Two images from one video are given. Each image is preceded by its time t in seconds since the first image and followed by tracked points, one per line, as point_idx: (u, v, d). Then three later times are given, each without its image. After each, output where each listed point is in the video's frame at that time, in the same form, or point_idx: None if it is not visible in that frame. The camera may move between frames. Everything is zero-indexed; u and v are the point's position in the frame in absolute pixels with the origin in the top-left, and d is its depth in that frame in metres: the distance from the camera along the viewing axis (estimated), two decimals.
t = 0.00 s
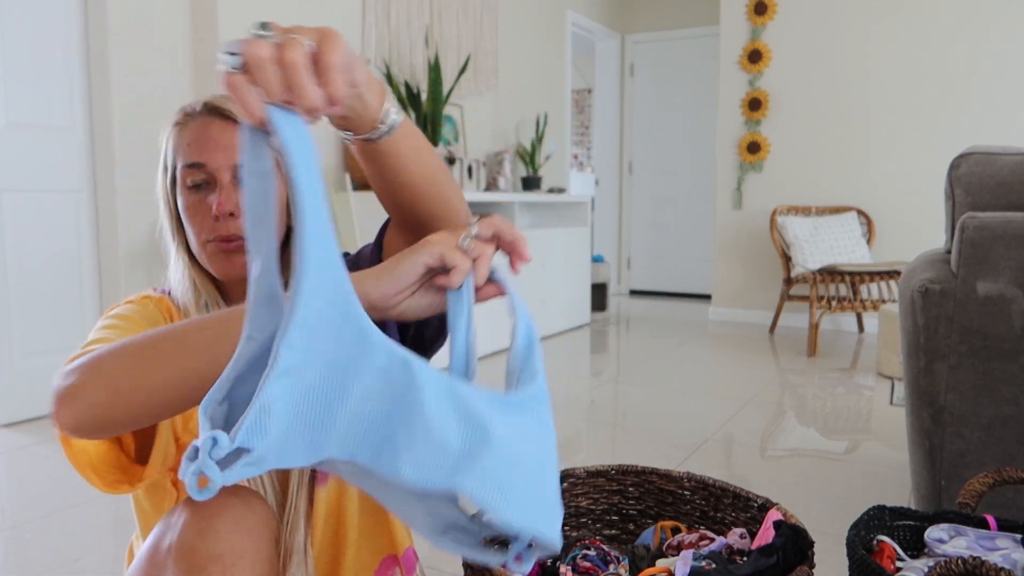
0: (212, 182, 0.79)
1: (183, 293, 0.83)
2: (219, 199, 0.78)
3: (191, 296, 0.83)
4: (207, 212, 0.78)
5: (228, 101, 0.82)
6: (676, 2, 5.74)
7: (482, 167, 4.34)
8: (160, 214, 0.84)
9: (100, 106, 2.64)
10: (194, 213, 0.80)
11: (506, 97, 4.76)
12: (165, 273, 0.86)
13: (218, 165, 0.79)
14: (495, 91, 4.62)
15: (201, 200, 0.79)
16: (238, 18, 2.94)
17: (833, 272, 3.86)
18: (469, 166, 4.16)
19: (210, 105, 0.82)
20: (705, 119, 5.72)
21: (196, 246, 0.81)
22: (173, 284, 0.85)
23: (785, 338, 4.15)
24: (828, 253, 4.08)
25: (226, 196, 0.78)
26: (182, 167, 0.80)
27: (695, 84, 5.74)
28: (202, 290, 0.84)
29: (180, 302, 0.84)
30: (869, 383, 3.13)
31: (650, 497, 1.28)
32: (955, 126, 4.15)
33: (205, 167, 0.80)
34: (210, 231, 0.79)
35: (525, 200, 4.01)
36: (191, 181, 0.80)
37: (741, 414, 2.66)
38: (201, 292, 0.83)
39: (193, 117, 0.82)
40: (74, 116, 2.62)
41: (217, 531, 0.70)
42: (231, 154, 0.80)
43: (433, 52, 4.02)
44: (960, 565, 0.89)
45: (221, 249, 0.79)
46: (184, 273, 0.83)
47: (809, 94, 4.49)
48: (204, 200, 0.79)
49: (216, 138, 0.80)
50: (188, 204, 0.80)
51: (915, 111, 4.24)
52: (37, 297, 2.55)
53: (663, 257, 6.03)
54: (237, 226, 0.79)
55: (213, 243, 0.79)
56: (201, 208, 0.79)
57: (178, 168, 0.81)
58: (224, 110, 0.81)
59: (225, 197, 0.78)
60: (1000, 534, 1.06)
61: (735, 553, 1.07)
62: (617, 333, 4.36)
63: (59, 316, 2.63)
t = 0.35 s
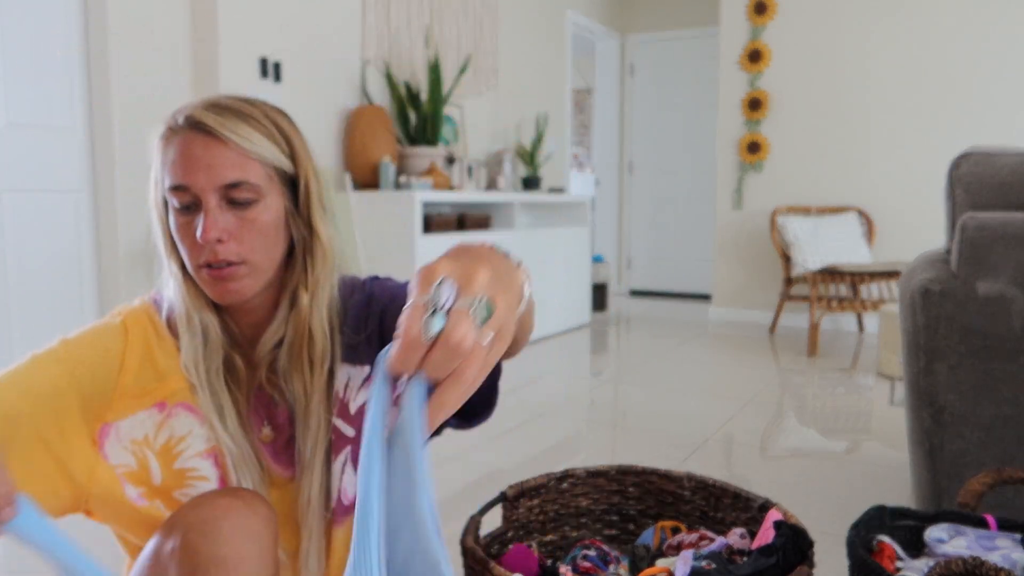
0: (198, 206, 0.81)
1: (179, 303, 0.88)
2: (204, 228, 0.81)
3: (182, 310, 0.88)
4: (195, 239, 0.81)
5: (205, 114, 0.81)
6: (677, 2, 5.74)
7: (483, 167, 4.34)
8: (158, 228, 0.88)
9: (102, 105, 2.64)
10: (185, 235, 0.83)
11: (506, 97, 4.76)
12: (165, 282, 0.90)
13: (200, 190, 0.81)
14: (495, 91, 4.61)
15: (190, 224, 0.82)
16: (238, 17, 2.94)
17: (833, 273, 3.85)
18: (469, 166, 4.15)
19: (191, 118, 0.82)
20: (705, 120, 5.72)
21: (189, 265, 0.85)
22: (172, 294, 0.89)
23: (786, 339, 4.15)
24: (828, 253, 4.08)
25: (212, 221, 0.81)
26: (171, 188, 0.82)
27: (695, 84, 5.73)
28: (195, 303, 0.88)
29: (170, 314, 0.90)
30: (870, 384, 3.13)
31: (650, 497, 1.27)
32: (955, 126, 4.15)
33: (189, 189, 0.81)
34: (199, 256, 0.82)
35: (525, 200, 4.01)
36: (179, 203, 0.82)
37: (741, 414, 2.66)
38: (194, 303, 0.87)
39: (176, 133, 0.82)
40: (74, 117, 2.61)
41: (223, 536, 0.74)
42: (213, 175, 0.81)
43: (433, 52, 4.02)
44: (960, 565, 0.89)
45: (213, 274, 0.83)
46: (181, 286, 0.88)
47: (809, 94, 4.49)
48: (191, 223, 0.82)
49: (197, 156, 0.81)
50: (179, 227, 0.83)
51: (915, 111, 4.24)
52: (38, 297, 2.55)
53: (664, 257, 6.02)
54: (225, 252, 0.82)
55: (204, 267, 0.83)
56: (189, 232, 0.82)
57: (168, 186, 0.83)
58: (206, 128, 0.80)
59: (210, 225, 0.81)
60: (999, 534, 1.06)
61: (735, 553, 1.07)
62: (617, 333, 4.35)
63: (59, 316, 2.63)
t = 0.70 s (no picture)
0: (150, 236, 0.81)
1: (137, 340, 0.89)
2: (155, 262, 0.80)
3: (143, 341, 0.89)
4: (148, 274, 0.81)
5: (148, 139, 0.79)
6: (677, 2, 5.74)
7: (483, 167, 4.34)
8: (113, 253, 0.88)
9: (102, 106, 2.64)
10: (140, 265, 0.82)
11: (507, 97, 4.76)
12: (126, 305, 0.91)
13: (150, 222, 0.80)
14: (495, 91, 4.61)
15: (143, 256, 0.82)
16: (238, 17, 2.94)
17: (833, 273, 3.85)
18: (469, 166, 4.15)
19: (134, 141, 0.80)
20: (705, 120, 5.72)
21: (147, 294, 0.85)
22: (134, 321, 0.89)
23: (786, 339, 4.15)
24: (828, 253, 4.08)
25: (164, 254, 0.80)
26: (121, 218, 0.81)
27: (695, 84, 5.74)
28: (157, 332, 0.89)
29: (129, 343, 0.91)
30: (870, 384, 3.13)
31: (651, 497, 1.27)
32: (955, 126, 4.16)
33: (137, 221, 0.80)
34: (155, 290, 0.82)
35: (525, 200, 4.01)
36: (130, 232, 0.81)
37: (741, 414, 2.66)
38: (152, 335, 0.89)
39: (120, 158, 0.80)
40: (74, 119, 2.62)
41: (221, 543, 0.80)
42: (163, 206, 0.79)
43: (434, 52, 4.02)
44: (960, 565, 0.89)
45: (170, 306, 0.83)
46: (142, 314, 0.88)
47: (809, 94, 4.49)
48: (144, 254, 0.81)
49: (144, 185, 0.79)
50: (134, 258, 0.83)
51: (915, 111, 4.24)
52: (38, 296, 2.55)
53: (664, 257, 6.02)
54: (181, 285, 0.82)
55: (162, 299, 0.83)
56: (143, 265, 0.82)
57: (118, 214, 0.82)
58: (152, 156, 0.79)
59: (161, 258, 0.80)
60: (999, 534, 1.06)
61: (735, 553, 1.06)
62: (617, 334, 4.35)
63: (58, 316, 2.63)
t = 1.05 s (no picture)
0: (148, 260, 0.79)
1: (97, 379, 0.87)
2: (154, 287, 0.79)
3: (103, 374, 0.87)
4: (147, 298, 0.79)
5: (144, 161, 0.78)
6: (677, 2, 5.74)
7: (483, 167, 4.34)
8: (87, 278, 0.86)
9: (101, 106, 2.64)
10: (132, 290, 0.81)
11: (507, 96, 4.76)
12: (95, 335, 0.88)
13: (148, 246, 0.79)
14: (495, 91, 4.61)
15: (139, 279, 0.80)
16: (238, 17, 2.94)
17: (833, 273, 3.85)
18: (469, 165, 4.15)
19: (133, 163, 0.78)
20: (705, 120, 5.72)
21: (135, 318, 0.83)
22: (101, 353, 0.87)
23: (786, 339, 4.15)
24: (828, 253, 4.07)
25: (163, 279, 0.79)
26: (114, 243, 0.79)
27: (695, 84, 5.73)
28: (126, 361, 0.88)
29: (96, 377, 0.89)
30: (870, 384, 3.13)
31: (651, 497, 1.28)
32: (955, 126, 4.16)
33: (135, 245, 0.79)
34: (149, 312, 0.80)
35: (525, 200, 4.01)
36: (123, 257, 0.80)
37: (741, 414, 2.66)
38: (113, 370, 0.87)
39: (112, 183, 0.79)
40: (75, 121, 2.62)
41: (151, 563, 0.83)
42: (163, 230, 0.78)
43: (433, 51, 4.01)
44: (960, 565, 0.89)
45: (163, 329, 0.81)
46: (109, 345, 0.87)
47: (809, 94, 4.49)
48: (139, 279, 0.80)
49: (142, 208, 0.78)
50: (126, 282, 0.81)
51: (915, 111, 4.24)
52: (37, 296, 2.56)
53: (664, 257, 6.02)
54: (181, 309, 0.81)
55: (156, 323, 0.81)
56: (140, 291, 0.80)
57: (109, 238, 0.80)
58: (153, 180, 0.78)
59: (160, 283, 0.79)
60: (1000, 534, 1.06)
61: (735, 553, 1.07)
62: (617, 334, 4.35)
63: (58, 316, 2.63)
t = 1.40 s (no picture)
0: (306, 251, 0.79)
1: (184, 365, 0.76)
2: (316, 278, 0.79)
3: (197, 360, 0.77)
4: (304, 286, 0.79)
5: (333, 159, 0.82)
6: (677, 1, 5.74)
7: (483, 167, 4.34)
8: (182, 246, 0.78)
9: (101, 106, 2.64)
10: (276, 275, 0.79)
11: (506, 96, 4.76)
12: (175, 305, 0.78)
13: (313, 238, 0.79)
14: (495, 91, 4.61)
15: (288, 264, 0.79)
16: (238, 16, 2.94)
17: (834, 273, 3.85)
18: (469, 166, 4.15)
19: (310, 161, 0.80)
20: (705, 119, 5.72)
21: (261, 304, 0.79)
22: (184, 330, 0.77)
23: (786, 338, 4.15)
24: (828, 252, 4.06)
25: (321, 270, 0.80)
26: (272, 223, 0.78)
27: (696, 84, 5.73)
28: (228, 349, 0.80)
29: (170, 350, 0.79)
30: (870, 384, 3.13)
31: (650, 497, 1.28)
32: (955, 125, 4.16)
33: (298, 231, 0.79)
34: (288, 299, 0.79)
35: (525, 199, 4.01)
36: (279, 242, 0.78)
37: (741, 414, 2.66)
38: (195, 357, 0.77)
39: (291, 165, 0.79)
40: (74, 121, 2.63)
41: (181, 558, 0.73)
42: (328, 223, 0.80)
43: (433, 51, 4.01)
44: (960, 565, 0.89)
45: (293, 317, 0.80)
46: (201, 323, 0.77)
47: (809, 94, 4.49)
48: (291, 269, 0.79)
49: (315, 202, 0.79)
50: (262, 263, 0.78)
51: (915, 111, 4.24)
52: (39, 297, 2.56)
53: (664, 257, 6.02)
54: (325, 299, 0.82)
55: (294, 312, 0.80)
56: (284, 276, 0.79)
57: (259, 218, 0.78)
58: (329, 177, 0.81)
59: (320, 273, 0.80)
60: (999, 534, 1.06)
61: (735, 553, 1.07)
62: (617, 334, 4.35)
63: (58, 317, 2.63)
